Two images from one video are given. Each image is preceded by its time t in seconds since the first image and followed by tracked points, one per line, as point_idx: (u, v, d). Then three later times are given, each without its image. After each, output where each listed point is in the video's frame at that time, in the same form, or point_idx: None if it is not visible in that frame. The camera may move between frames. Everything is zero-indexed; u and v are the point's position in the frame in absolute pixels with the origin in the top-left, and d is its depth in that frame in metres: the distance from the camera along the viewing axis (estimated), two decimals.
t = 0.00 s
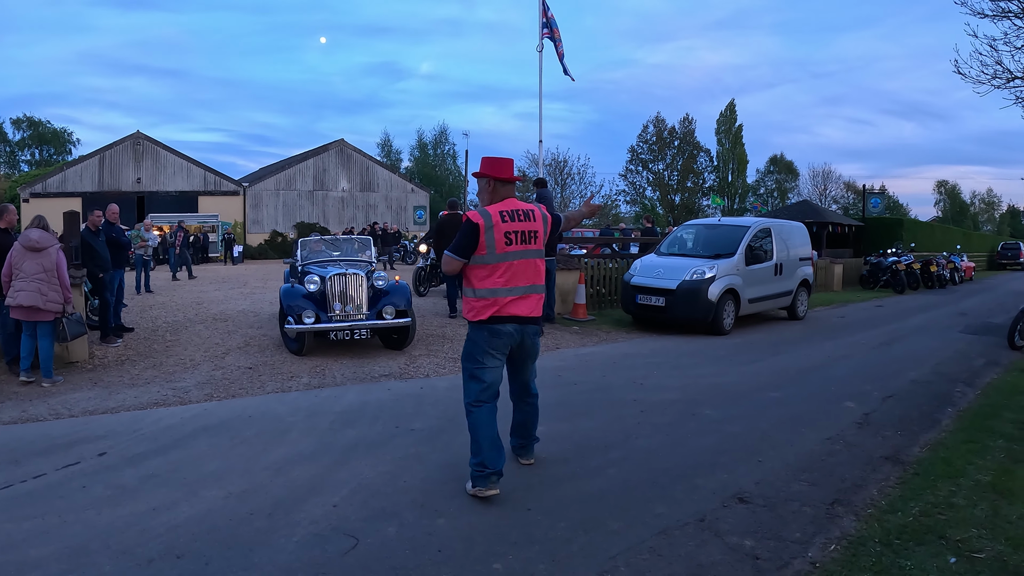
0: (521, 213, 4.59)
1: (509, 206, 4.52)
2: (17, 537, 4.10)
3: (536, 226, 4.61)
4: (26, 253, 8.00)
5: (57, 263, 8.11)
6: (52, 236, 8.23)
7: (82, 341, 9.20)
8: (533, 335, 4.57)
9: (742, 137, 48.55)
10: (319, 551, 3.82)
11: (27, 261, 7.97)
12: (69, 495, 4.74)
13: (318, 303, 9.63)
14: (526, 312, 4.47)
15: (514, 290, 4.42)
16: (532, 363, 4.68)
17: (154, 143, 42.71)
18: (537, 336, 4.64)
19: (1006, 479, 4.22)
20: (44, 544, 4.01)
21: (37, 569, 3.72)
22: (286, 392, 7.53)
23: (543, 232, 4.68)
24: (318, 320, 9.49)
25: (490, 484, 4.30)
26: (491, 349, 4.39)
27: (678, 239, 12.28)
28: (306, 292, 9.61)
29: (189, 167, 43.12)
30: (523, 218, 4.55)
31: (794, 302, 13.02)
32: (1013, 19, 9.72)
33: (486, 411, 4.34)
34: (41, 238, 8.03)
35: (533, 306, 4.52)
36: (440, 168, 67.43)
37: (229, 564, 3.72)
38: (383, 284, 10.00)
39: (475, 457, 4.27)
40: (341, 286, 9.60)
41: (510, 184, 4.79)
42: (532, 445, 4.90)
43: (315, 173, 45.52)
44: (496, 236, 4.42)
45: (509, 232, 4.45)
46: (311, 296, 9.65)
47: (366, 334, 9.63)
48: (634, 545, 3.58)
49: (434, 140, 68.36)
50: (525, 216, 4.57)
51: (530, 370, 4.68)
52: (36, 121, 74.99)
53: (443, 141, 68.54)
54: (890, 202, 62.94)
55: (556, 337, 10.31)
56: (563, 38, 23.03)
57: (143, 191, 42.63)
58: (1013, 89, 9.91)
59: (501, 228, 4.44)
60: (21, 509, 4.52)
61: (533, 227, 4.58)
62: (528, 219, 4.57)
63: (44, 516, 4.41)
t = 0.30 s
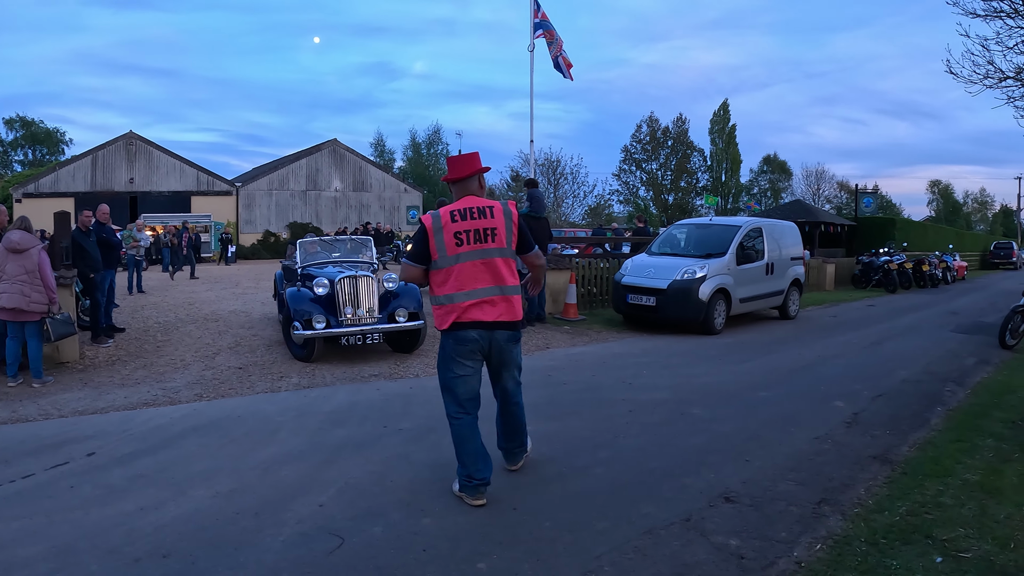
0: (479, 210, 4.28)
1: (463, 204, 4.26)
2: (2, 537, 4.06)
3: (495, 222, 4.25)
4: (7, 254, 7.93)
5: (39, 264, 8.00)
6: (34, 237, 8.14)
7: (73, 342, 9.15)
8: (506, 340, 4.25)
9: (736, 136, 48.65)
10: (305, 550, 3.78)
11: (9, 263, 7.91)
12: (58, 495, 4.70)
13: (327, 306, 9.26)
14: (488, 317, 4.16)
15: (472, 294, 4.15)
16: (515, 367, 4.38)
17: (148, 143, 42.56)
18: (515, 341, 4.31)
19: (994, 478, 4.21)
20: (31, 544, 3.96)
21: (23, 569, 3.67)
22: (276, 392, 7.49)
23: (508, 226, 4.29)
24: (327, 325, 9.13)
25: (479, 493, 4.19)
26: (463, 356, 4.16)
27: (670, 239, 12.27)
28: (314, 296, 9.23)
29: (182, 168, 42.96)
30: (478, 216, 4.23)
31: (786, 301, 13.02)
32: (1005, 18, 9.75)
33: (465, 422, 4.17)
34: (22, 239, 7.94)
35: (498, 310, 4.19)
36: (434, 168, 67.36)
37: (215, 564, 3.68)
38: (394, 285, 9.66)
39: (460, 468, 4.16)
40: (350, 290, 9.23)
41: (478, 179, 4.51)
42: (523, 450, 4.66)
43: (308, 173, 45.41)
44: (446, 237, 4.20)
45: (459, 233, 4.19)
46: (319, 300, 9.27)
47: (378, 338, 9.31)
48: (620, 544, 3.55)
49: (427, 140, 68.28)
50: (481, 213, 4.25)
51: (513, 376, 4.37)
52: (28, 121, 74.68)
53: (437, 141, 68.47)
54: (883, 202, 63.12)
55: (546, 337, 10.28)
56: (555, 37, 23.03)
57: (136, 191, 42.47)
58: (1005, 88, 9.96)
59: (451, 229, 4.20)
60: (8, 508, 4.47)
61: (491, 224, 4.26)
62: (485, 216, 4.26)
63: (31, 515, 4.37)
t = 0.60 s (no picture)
0: (448, 206, 4.05)
1: (433, 199, 4.06)
2: None
3: (463, 219, 4.00)
4: None
5: (16, 264, 7.91)
6: (9, 237, 8.05)
7: (60, 342, 9.07)
8: (474, 344, 3.96)
9: (728, 136, 48.71)
10: (283, 549, 3.73)
11: None
12: (39, 494, 4.63)
13: (335, 309, 8.77)
14: (451, 320, 3.92)
15: (434, 294, 3.95)
16: (491, 376, 4.04)
17: (139, 143, 42.37)
18: (487, 347, 4.00)
19: (976, 477, 4.19)
20: (10, 544, 3.90)
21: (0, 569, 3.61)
22: (261, 391, 7.43)
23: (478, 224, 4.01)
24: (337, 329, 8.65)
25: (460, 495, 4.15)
26: (431, 360, 3.96)
27: (658, 238, 12.25)
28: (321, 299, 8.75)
29: (173, 167, 42.78)
30: (446, 212, 4.01)
31: (774, 301, 13.01)
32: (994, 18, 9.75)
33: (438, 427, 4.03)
34: None
35: (462, 312, 3.93)
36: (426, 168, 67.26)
37: (192, 563, 3.62)
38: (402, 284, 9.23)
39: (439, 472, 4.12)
40: (362, 292, 8.75)
41: (456, 176, 4.44)
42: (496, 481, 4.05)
43: (299, 173, 45.27)
44: (412, 234, 4.04)
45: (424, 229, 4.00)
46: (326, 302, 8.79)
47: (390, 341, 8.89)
48: (596, 544, 3.51)
49: (419, 140, 68.15)
50: (449, 209, 4.02)
51: (485, 386, 4.01)
52: (19, 121, 74.28)
53: (429, 141, 68.37)
54: (875, 201, 63.31)
55: (533, 337, 10.24)
56: (542, 36, 22.99)
57: (127, 191, 42.26)
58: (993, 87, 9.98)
59: (417, 227, 4.02)
60: None
61: (459, 220, 4.01)
62: (453, 212, 4.02)
63: (11, 515, 4.30)
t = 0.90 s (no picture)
0: (430, 208, 3.89)
1: (418, 200, 3.92)
2: None
3: (442, 222, 3.83)
4: None
5: None
6: None
7: (47, 342, 8.99)
8: (441, 353, 3.74)
9: (719, 136, 48.79)
10: (263, 548, 3.69)
11: None
12: (23, 494, 4.57)
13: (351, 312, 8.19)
14: (417, 326, 3.74)
15: (405, 298, 3.80)
16: (460, 390, 3.76)
17: (130, 143, 42.16)
18: (456, 357, 3.75)
19: (960, 477, 4.17)
20: None
21: None
22: (247, 391, 7.37)
23: (457, 228, 3.82)
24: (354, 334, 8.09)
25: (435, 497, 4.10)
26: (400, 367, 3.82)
27: (646, 237, 12.23)
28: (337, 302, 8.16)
29: (164, 167, 42.57)
30: (425, 214, 3.85)
31: (763, 300, 13.01)
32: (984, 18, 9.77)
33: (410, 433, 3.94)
34: None
35: (430, 319, 3.74)
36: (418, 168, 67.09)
37: (172, 563, 3.57)
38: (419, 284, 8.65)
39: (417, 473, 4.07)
40: (379, 296, 8.15)
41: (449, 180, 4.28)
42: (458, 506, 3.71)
43: (290, 172, 45.12)
44: (392, 234, 3.93)
45: (402, 231, 3.87)
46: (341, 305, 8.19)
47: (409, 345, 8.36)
48: (576, 544, 3.48)
49: (411, 139, 68.00)
50: (429, 211, 3.86)
51: (452, 398, 3.74)
52: (9, 120, 73.84)
53: (421, 140, 68.26)
54: (866, 201, 63.51)
55: (521, 336, 10.20)
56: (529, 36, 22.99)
57: (118, 191, 42.05)
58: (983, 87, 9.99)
59: (397, 227, 3.90)
60: None
61: (440, 224, 3.84)
62: (435, 215, 3.86)
63: None
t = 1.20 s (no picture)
0: (426, 207, 3.81)
1: (413, 197, 3.84)
2: None
3: (440, 224, 3.77)
4: None
5: None
6: None
7: (35, 342, 8.88)
8: (425, 361, 3.65)
9: (711, 135, 48.87)
10: (249, 550, 3.63)
11: None
12: (7, 496, 4.49)
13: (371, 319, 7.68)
14: (406, 329, 3.65)
15: (395, 299, 3.70)
16: (445, 400, 3.66)
17: (120, 142, 41.90)
18: (440, 366, 3.65)
19: (951, 477, 4.14)
20: None
21: None
22: (235, 392, 7.30)
23: (455, 232, 3.79)
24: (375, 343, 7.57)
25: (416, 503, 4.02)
26: (382, 373, 3.74)
27: (637, 237, 12.21)
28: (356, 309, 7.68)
29: (155, 167, 42.34)
30: (422, 213, 3.77)
31: (754, 300, 13.00)
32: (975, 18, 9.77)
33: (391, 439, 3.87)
34: None
35: (420, 323, 3.65)
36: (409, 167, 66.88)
37: (156, 565, 3.51)
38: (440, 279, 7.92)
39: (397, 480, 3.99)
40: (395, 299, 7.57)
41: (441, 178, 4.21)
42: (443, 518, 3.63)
43: (282, 172, 44.94)
44: (383, 230, 3.81)
45: (397, 228, 3.77)
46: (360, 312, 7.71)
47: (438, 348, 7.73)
48: (564, 546, 3.44)
49: (402, 139, 67.84)
50: (426, 211, 3.78)
51: (436, 408, 3.65)
52: None
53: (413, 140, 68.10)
54: (857, 201, 63.73)
55: (511, 336, 10.16)
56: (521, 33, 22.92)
57: (108, 190, 41.80)
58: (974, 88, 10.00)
59: (390, 222, 3.79)
60: None
61: (436, 224, 3.78)
62: (431, 214, 3.79)
63: None
